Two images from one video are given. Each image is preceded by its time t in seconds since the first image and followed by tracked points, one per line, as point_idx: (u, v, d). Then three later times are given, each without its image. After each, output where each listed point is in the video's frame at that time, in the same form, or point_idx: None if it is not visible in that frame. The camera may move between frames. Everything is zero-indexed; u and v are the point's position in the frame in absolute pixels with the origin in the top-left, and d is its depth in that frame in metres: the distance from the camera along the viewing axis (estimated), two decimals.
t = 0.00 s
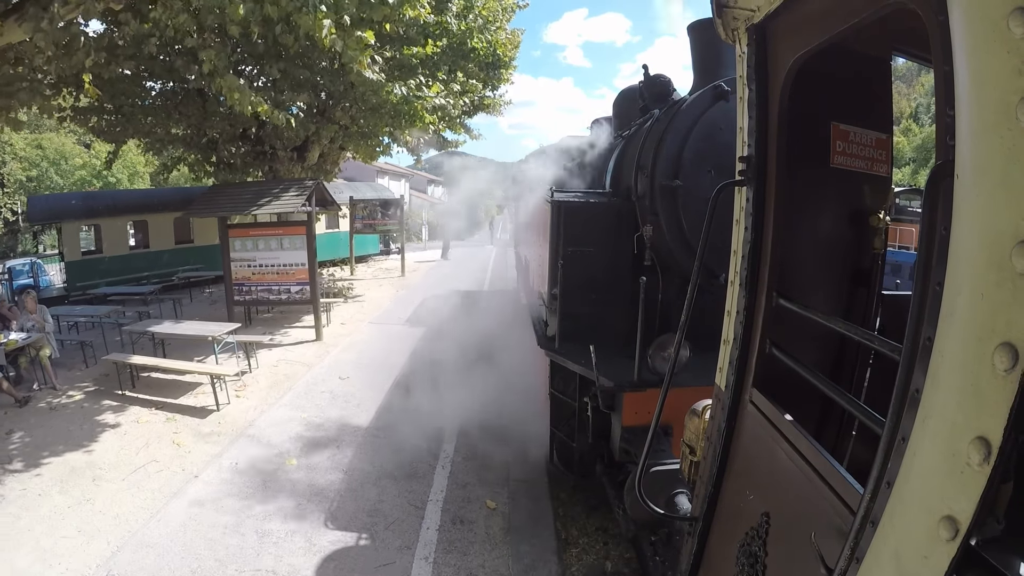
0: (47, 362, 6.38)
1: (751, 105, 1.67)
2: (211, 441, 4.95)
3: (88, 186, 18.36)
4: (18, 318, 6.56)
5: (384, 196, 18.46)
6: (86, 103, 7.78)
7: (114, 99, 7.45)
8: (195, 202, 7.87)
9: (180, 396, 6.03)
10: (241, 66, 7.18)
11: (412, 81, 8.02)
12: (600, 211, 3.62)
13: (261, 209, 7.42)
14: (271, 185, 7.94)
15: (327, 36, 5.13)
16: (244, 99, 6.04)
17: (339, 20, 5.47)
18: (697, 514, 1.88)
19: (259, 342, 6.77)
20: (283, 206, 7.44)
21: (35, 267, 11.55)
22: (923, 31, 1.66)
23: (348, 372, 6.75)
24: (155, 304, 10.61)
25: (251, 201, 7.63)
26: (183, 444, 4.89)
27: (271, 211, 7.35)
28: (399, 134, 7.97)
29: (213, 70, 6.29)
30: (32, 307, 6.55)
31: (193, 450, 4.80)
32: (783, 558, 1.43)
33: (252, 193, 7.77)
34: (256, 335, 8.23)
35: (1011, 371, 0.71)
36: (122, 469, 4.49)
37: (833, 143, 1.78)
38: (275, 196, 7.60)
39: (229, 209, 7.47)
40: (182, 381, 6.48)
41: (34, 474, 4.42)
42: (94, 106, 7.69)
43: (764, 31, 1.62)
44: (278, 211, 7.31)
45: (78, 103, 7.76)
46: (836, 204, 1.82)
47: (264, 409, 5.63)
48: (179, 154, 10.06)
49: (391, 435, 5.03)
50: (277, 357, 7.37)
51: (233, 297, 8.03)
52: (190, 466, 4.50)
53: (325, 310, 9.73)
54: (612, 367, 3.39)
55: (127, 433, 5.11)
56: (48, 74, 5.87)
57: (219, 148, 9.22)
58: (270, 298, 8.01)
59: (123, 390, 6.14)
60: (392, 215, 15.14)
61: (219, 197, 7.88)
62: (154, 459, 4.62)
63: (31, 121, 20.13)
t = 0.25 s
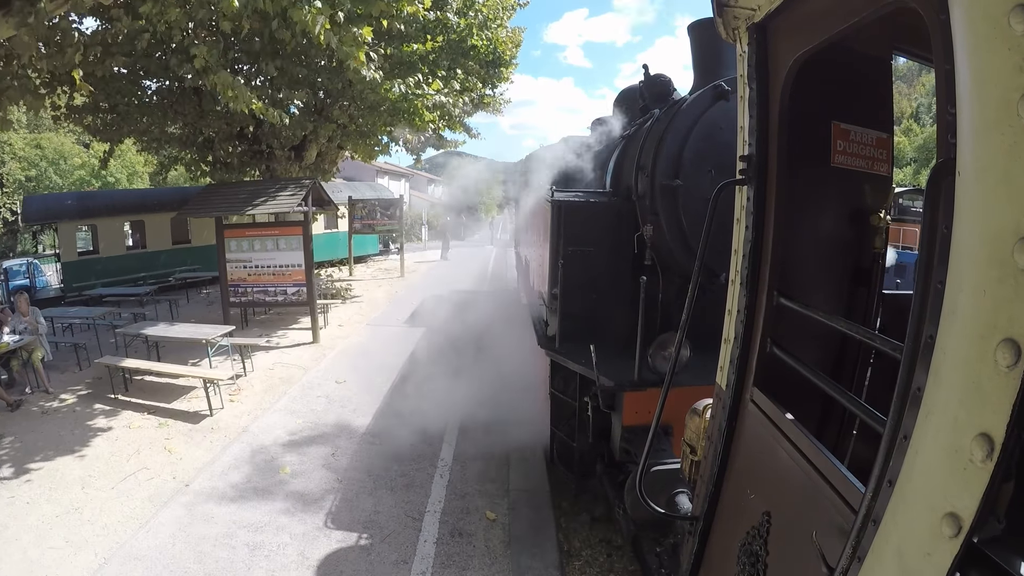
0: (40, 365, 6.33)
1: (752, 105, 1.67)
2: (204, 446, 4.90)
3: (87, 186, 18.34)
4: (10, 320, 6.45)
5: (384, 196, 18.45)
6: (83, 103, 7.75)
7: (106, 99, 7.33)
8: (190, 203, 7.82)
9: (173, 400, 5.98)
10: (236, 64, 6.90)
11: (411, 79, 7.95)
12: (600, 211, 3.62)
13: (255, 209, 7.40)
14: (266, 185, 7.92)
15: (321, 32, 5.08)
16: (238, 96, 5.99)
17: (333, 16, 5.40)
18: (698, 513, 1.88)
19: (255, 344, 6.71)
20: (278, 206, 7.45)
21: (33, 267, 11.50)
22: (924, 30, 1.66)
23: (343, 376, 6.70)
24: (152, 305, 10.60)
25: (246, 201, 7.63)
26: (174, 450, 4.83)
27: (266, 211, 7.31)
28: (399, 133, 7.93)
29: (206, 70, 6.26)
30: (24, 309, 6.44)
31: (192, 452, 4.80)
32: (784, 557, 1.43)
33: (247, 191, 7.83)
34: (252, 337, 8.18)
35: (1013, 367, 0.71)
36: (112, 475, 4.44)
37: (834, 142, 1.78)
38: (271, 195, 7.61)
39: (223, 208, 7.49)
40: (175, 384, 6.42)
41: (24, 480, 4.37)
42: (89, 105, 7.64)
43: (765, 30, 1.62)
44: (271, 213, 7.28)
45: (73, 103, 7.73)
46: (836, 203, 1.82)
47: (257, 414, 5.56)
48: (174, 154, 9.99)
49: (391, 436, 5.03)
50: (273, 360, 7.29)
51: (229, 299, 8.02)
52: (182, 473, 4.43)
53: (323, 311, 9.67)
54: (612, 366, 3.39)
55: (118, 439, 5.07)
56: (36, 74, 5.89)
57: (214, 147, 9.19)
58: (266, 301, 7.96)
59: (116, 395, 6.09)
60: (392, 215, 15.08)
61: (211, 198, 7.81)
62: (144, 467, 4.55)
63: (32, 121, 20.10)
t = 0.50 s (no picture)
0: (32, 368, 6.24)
1: (752, 105, 1.67)
2: (197, 452, 4.82)
3: (86, 186, 18.26)
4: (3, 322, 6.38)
5: (384, 196, 18.42)
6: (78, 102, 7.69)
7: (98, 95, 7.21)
8: (186, 203, 7.77)
9: (166, 405, 5.87)
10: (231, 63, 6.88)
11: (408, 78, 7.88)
12: (601, 211, 3.63)
13: (249, 209, 7.36)
14: (261, 186, 7.88)
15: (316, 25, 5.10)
16: (233, 92, 5.97)
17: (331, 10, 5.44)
18: (699, 513, 1.88)
19: (250, 348, 6.56)
20: (273, 206, 7.37)
21: (28, 268, 11.51)
22: (924, 30, 1.66)
23: (339, 381, 6.57)
24: (148, 306, 10.54)
25: (241, 202, 7.59)
26: (166, 457, 4.73)
27: (260, 212, 7.23)
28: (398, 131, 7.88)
29: (198, 67, 6.22)
30: (15, 312, 6.35)
31: (190, 455, 4.77)
32: (784, 556, 1.43)
33: (243, 191, 7.79)
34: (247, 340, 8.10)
35: (1014, 366, 0.71)
36: (101, 483, 4.35)
37: (834, 142, 1.78)
38: (266, 195, 7.59)
39: (217, 209, 7.45)
40: (169, 389, 6.31)
41: (14, 486, 4.31)
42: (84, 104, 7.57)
43: (766, 30, 1.63)
44: (265, 214, 7.19)
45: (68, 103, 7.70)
46: (837, 203, 1.82)
47: (253, 418, 5.49)
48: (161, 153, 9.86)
49: (391, 437, 5.02)
50: (268, 365, 7.19)
51: (224, 301, 7.92)
52: (172, 481, 4.33)
53: (321, 313, 9.60)
54: (612, 366, 3.39)
55: (110, 445, 4.97)
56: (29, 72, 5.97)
57: (210, 147, 9.08)
58: (261, 302, 7.90)
59: (108, 399, 6.00)
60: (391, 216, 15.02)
61: (204, 200, 7.73)
62: (134, 475, 4.44)
63: (31, 121, 20.06)
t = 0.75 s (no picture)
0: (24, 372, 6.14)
1: (753, 106, 1.68)
2: (189, 459, 4.69)
3: (85, 186, 18.28)
4: None
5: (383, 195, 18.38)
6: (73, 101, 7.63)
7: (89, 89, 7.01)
8: (180, 203, 7.68)
9: (159, 411, 5.72)
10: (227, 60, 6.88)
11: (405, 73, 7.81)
12: (601, 210, 3.63)
13: (242, 211, 7.26)
14: (256, 184, 7.78)
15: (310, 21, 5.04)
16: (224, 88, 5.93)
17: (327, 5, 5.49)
18: (699, 513, 1.88)
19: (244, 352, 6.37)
20: (268, 206, 7.26)
21: (24, 268, 11.56)
22: (925, 31, 1.66)
23: (338, 383, 6.40)
24: (143, 307, 10.47)
25: (235, 203, 7.44)
26: (156, 464, 4.59)
27: (255, 212, 7.14)
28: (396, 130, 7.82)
29: (190, 62, 6.21)
30: (7, 315, 6.27)
31: (187, 455, 4.74)
32: (784, 557, 1.43)
33: (238, 191, 7.70)
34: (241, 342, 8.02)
35: (1013, 367, 0.71)
36: (91, 490, 4.23)
37: (834, 142, 1.78)
38: (260, 195, 7.47)
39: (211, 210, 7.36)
40: (162, 394, 6.15)
41: (4, 492, 4.24)
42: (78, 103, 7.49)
43: (765, 31, 1.63)
44: (259, 214, 7.08)
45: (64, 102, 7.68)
46: (838, 204, 1.82)
47: (251, 419, 5.46)
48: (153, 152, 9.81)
49: (391, 437, 5.01)
50: (263, 368, 7.05)
51: (220, 303, 7.89)
52: (162, 490, 4.20)
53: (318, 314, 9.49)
54: (612, 366, 3.39)
55: (100, 451, 4.84)
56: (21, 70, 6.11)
57: (203, 147, 8.92)
58: (255, 305, 7.86)
59: (100, 405, 5.86)
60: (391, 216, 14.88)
61: (198, 201, 7.63)
62: (122, 484, 4.29)
63: (31, 121, 20.12)
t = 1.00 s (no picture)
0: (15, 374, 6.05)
1: (753, 105, 1.67)
2: (179, 467, 4.57)
3: (83, 185, 18.25)
4: None
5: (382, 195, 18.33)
6: (66, 99, 7.54)
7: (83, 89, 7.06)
8: (172, 204, 7.57)
9: (150, 416, 5.58)
10: (223, 58, 6.89)
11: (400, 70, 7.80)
12: (601, 210, 3.63)
13: (236, 211, 7.20)
14: (251, 184, 7.70)
15: (304, 15, 5.02)
16: (216, 83, 5.75)
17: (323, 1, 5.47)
18: (698, 514, 1.87)
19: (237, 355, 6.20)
20: (264, 205, 7.18)
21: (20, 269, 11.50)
22: (925, 31, 1.66)
23: (332, 389, 6.26)
24: (139, 308, 10.36)
25: (228, 203, 7.34)
26: (147, 473, 4.46)
27: (253, 212, 7.10)
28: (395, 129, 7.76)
29: (183, 60, 6.13)
30: None
31: (186, 457, 4.73)
32: (783, 558, 1.42)
33: (234, 190, 7.62)
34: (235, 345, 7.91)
35: (1013, 369, 0.70)
36: (78, 500, 4.12)
37: (834, 143, 1.78)
38: (254, 195, 7.40)
39: (204, 210, 7.31)
40: (155, 399, 6.01)
41: None
42: (73, 102, 7.40)
43: (765, 31, 1.63)
44: (256, 214, 7.04)
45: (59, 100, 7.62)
46: (838, 204, 1.82)
47: (248, 421, 5.43)
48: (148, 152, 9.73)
49: (390, 438, 5.00)
50: (257, 371, 6.89)
51: (215, 304, 7.86)
52: (150, 501, 4.07)
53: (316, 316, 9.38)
54: (611, 366, 3.39)
55: (90, 458, 4.72)
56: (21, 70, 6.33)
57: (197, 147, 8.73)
58: (251, 306, 7.76)
59: (92, 409, 5.73)
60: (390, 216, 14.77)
61: (192, 201, 7.59)
62: (111, 494, 4.17)
63: (30, 122, 20.13)
